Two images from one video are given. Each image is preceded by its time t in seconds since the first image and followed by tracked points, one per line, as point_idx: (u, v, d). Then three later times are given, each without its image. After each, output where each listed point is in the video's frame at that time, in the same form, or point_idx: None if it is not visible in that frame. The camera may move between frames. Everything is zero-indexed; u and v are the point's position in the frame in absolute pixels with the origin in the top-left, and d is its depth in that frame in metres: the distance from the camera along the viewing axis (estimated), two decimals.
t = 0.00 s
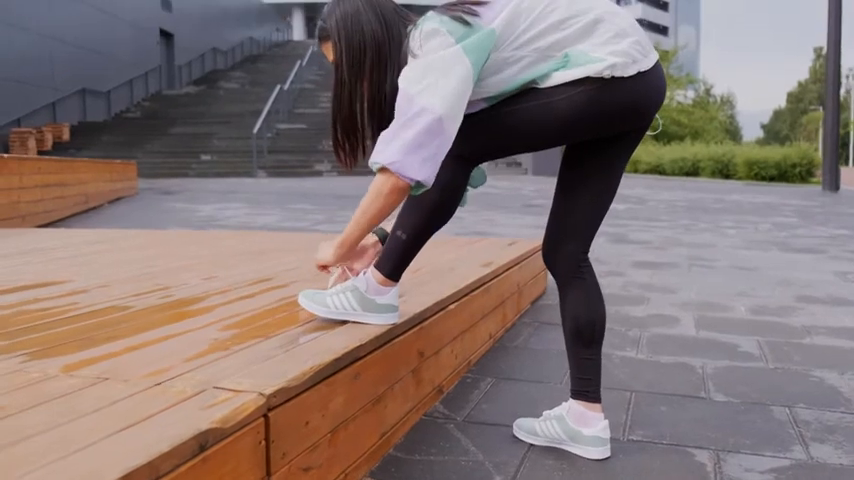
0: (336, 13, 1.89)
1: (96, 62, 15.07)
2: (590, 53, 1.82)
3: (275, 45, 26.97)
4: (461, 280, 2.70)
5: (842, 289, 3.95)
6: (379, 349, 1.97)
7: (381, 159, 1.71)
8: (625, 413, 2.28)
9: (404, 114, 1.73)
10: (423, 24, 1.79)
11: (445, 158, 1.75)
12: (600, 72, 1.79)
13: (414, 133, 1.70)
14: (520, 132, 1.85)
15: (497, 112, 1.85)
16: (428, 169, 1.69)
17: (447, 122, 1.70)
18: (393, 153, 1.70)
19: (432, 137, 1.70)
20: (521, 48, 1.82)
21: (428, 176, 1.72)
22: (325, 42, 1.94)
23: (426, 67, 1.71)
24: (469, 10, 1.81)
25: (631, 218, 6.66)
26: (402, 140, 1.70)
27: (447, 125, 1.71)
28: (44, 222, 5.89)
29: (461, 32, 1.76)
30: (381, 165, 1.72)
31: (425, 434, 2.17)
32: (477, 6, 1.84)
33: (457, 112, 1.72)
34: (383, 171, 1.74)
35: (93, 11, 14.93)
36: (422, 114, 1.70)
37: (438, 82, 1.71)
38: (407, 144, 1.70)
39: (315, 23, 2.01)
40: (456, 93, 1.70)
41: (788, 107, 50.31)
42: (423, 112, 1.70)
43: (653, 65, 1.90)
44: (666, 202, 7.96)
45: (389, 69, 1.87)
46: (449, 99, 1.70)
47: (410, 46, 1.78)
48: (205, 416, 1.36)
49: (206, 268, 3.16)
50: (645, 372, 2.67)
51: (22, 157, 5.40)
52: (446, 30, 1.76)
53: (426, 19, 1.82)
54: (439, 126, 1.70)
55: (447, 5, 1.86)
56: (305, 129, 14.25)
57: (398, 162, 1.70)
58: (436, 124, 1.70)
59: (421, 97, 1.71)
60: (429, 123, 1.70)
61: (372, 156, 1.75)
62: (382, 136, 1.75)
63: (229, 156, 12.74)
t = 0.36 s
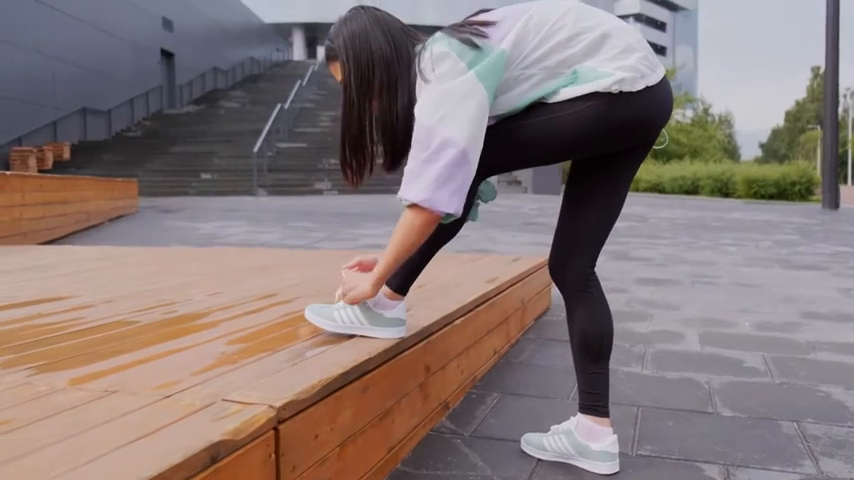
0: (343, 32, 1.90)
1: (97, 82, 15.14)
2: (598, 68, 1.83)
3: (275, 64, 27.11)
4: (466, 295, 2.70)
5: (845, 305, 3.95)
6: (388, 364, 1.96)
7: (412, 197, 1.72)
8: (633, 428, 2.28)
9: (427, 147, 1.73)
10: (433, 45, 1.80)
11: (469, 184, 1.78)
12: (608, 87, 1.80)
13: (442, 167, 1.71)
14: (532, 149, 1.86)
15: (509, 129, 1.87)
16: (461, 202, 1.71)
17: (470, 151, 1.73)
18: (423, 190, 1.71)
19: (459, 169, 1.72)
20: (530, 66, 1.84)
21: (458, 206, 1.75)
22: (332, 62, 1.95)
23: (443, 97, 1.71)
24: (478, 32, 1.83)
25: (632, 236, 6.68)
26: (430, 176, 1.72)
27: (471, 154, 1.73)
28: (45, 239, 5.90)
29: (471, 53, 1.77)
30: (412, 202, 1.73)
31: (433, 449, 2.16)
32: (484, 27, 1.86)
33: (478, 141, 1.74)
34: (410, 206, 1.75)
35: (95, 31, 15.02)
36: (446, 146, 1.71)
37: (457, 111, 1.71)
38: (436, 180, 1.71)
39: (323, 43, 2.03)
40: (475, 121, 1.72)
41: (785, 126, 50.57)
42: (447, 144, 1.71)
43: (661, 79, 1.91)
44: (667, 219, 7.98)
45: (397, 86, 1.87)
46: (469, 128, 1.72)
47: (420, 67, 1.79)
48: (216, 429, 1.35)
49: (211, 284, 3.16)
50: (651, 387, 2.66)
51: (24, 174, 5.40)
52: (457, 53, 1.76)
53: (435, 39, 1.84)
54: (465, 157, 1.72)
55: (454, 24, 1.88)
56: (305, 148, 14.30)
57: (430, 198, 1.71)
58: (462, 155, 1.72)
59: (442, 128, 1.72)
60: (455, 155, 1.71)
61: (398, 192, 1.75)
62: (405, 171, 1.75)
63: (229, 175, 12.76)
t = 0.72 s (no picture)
0: (349, 51, 1.92)
1: (97, 97, 15.17)
2: (605, 80, 1.84)
3: (275, 80, 27.19)
4: (471, 309, 2.69)
5: (848, 319, 3.94)
6: (395, 376, 1.95)
7: (430, 218, 1.75)
8: (640, 441, 2.27)
9: (443, 167, 1.76)
10: (441, 63, 1.83)
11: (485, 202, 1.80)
12: (615, 99, 1.81)
13: (459, 188, 1.74)
14: (541, 162, 1.87)
15: (519, 141, 1.87)
16: (478, 220, 1.74)
17: (486, 169, 1.75)
18: (441, 211, 1.74)
19: (475, 188, 1.75)
20: (538, 80, 1.85)
21: (476, 224, 1.78)
22: (339, 80, 1.96)
23: (457, 117, 1.74)
24: (485, 48, 1.85)
25: (633, 250, 6.68)
26: (447, 196, 1.75)
27: (486, 173, 1.76)
28: (46, 253, 5.88)
29: (480, 71, 1.79)
30: (429, 222, 1.76)
31: (440, 462, 2.15)
32: (491, 43, 1.88)
33: (493, 160, 1.76)
34: (427, 226, 1.78)
35: (96, 46, 15.06)
36: (462, 167, 1.74)
37: (472, 131, 1.74)
38: (454, 200, 1.74)
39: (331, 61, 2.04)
40: (490, 139, 1.75)
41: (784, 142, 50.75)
42: (463, 165, 1.74)
43: (669, 89, 1.91)
44: (668, 234, 7.98)
45: (405, 103, 1.88)
46: (484, 148, 1.74)
47: (429, 85, 1.81)
48: (225, 439, 1.34)
49: (214, 297, 3.15)
50: (656, 401, 2.65)
51: (25, 188, 5.39)
52: (467, 70, 1.79)
53: (442, 56, 1.86)
54: (481, 175, 1.75)
55: (461, 41, 1.90)
56: (306, 164, 14.32)
57: (448, 219, 1.74)
58: (478, 175, 1.75)
59: (457, 148, 1.74)
60: (472, 175, 1.74)
61: (415, 213, 1.78)
62: (421, 191, 1.78)
63: (229, 190, 12.76)
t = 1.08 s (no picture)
0: (357, 62, 1.92)
1: (98, 114, 15.22)
2: (613, 94, 1.84)
3: (275, 97, 27.31)
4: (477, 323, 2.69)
5: None
6: (403, 390, 1.94)
7: (438, 231, 1.75)
8: (648, 456, 2.26)
9: (451, 178, 1.76)
10: (449, 76, 1.84)
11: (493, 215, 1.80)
12: (624, 112, 1.81)
13: (468, 199, 1.74)
14: (549, 174, 1.87)
15: (527, 153, 1.87)
16: (487, 233, 1.74)
17: (495, 182, 1.75)
18: (450, 223, 1.74)
19: (483, 201, 1.75)
20: (546, 93, 1.85)
21: (484, 236, 1.78)
22: (347, 91, 1.97)
23: (466, 129, 1.75)
24: (493, 60, 1.86)
25: (635, 266, 6.69)
26: (456, 209, 1.74)
27: (495, 185, 1.76)
28: (48, 269, 5.88)
29: (488, 84, 1.80)
30: (438, 235, 1.76)
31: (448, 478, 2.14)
32: (499, 56, 1.89)
33: (501, 173, 1.76)
34: (435, 238, 1.78)
35: (97, 63, 15.12)
36: (470, 179, 1.74)
37: (480, 144, 1.74)
38: (462, 213, 1.74)
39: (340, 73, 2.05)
40: (498, 152, 1.75)
41: (783, 159, 50.90)
42: (471, 178, 1.74)
43: (677, 103, 1.91)
44: (669, 250, 8.00)
45: (411, 114, 1.88)
46: (492, 161, 1.74)
47: (436, 98, 1.82)
48: (238, 453, 1.33)
49: (219, 312, 3.15)
50: (663, 415, 2.64)
51: (28, 204, 5.40)
52: (475, 82, 1.80)
53: (450, 68, 1.86)
54: (490, 187, 1.75)
55: (470, 53, 1.91)
56: (306, 181, 14.35)
57: (457, 231, 1.74)
58: (487, 187, 1.74)
59: (465, 161, 1.74)
60: (480, 188, 1.74)
61: (424, 225, 1.78)
62: (430, 204, 1.77)
63: (229, 206, 12.78)
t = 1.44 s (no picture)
0: (365, 74, 1.93)
1: (98, 126, 15.23)
2: (622, 106, 1.85)
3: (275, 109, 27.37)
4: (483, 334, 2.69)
5: None
6: (411, 401, 1.94)
7: (441, 240, 1.74)
8: (656, 468, 2.25)
9: (455, 188, 1.74)
10: (456, 88, 1.83)
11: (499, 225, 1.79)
12: (632, 124, 1.82)
13: (471, 210, 1.73)
14: (557, 185, 1.87)
15: (536, 164, 1.88)
16: (489, 244, 1.72)
17: (499, 192, 1.74)
18: (453, 233, 1.73)
19: (487, 211, 1.74)
20: (554, 106, 1.86)
21: (487, 247, 1.76)
22: (355, 103, 1.97)
23: (471, 140, 1.74)
24: (500, 74, 1.86)
25: (636, 277, 6.70)
26: (459, 218, 1.73)
27: (499, 195, 1.74)
28: (49, 281, 5.87)
29: (496, 96, 1.80)
30: (440, 245, 1.74)
31: None
32: (507, 69, 1.89)
33: (506, 183, 1.75)
34: (439, 248, 1.76)
35: (97, 75, 15.15)
36: (474, 189, 1.73)
37: (485, 154, 1.73)
38: (465, 223, 1.72)
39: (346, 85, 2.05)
40: (504, 163, 1.73)
41: (781, 172, 51.02)
42: (475, 188, 1.73)
43: (685, 115, 1.92)
44: (670, 261, 8.00)
45: (418, 127, 1.88)
46: (498, 172, 1.73)
47: (444, 110, 1.82)
48: (249, 464, 1.32)
49: (223, 323, 3.15)
50: (669, 427, 2.64)
51: (30, 215, 5.40)
52: (482, 95, 1.79)
53: (457, 81, 1.86)
54: (493, 198, 1.74)
55: (478, 66, 1.91)
56: (306, 192, 14.36)
57: (459, 241, 1.73)
58: (491, 197, 1.73)
59: (470, 171, 1.73)
60: (484, 197, 1.72)
61: (428, 234, 1.77)
62: (433, 213, 1.76)
63: (229, 218, 12.78)
